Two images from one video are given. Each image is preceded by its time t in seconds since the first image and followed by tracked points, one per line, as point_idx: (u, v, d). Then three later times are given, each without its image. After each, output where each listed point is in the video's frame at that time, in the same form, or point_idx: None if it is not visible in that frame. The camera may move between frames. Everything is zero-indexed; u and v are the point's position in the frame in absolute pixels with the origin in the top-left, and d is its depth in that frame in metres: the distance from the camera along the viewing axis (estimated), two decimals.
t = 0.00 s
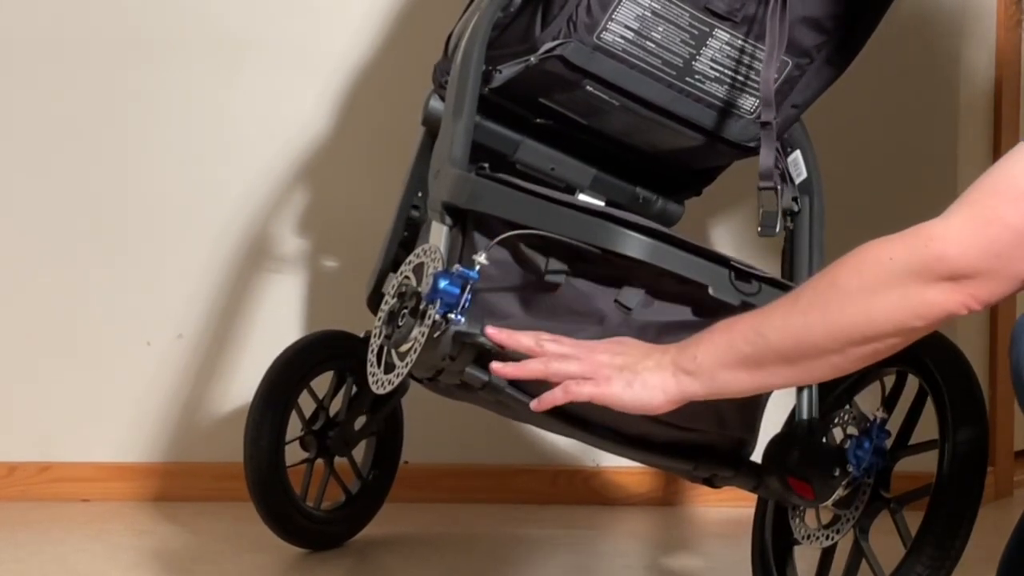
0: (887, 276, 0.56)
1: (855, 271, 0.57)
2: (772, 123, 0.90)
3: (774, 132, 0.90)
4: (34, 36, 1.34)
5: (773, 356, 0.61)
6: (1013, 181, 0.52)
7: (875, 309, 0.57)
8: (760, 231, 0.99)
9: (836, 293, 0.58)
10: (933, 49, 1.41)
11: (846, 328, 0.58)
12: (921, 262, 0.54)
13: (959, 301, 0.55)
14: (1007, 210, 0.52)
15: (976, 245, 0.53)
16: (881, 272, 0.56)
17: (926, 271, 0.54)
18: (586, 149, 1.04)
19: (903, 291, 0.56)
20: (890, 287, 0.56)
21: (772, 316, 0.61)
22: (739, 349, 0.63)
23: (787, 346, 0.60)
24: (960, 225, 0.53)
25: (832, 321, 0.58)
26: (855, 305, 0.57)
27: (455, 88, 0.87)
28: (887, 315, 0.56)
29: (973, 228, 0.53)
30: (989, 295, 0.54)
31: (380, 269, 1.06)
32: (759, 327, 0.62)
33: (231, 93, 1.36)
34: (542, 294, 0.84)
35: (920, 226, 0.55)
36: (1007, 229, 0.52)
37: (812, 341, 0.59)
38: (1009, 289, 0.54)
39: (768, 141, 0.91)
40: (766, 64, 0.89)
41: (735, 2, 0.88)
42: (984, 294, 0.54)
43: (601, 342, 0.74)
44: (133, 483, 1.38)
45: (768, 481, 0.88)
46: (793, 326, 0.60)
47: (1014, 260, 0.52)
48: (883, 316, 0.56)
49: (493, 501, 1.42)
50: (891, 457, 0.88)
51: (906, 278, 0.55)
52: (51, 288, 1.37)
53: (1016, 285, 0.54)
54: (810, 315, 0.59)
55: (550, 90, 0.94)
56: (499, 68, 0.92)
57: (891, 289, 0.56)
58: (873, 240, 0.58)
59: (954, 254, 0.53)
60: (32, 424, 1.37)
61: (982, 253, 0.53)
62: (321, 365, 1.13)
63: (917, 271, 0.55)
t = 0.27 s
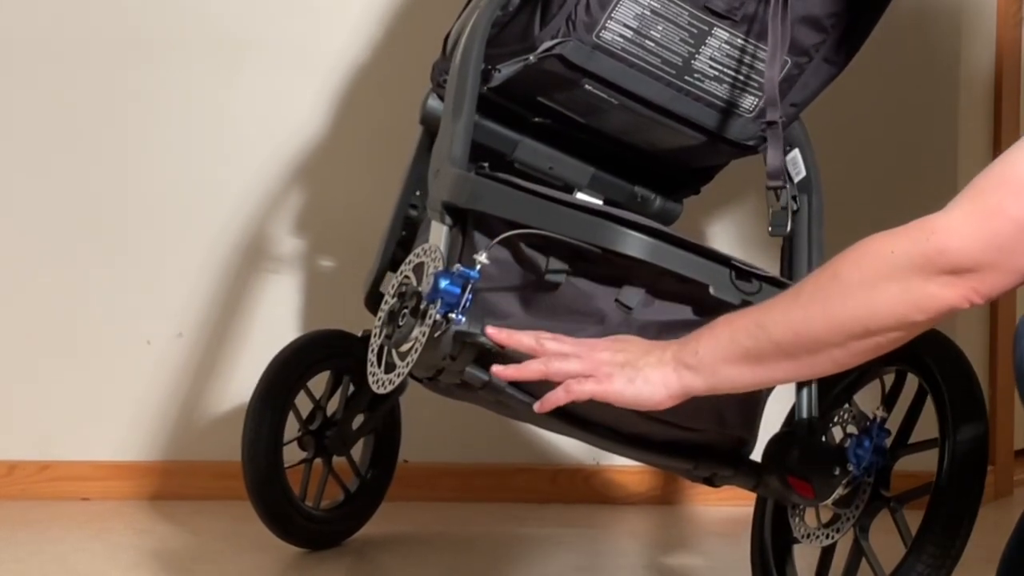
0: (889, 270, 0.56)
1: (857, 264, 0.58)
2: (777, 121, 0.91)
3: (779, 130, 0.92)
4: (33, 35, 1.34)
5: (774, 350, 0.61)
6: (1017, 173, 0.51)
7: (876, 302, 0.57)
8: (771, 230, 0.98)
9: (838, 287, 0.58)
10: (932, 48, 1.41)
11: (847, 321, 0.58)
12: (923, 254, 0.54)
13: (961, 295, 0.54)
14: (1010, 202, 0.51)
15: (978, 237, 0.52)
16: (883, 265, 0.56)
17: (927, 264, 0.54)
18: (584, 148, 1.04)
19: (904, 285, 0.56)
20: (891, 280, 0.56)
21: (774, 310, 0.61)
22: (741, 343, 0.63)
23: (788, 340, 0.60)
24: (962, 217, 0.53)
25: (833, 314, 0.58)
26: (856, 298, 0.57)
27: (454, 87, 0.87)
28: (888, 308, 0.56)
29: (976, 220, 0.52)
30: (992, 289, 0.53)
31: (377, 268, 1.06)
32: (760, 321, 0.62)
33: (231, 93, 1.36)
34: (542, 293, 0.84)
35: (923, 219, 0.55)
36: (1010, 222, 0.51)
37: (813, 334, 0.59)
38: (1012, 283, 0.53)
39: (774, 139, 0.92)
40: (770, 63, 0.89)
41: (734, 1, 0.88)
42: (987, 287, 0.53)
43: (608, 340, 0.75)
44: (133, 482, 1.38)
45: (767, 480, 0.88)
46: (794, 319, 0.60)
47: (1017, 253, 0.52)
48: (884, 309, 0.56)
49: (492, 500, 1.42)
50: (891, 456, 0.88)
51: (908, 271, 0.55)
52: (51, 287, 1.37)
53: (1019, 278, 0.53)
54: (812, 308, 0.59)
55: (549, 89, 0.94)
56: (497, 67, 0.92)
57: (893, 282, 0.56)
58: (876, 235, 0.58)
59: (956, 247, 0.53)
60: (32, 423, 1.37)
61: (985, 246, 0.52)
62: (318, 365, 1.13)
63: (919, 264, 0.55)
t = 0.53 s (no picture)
0: (891, 259, 0.56)
1: (859, 254, 0.58)
2: (775, 120, 0.91)
3: (778, 129, 0.92)
4: (31, 34, 1.34)
5: (774, 340, 0.61)
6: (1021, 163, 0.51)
7: (877, 292, 0.57)
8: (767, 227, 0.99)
9: (839, 276, 0.58)
10: (931, 46, 1.41)
11: (848, 310, 0.58)
12: (926, 244, 0.54)
13: (963, 286, 0.54)
14: (1012, 193, 0.51)
15: (981, 228, 0.52)
16: (885, 255, 0.56)
17: (930, 254, 0.54)
18: (581, 146, 1.04)
19: (906, 275, 0.56)
20: (893, 270, 0.56)
21: (775, 300, 0.61)
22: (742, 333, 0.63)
23: (788, 329, 0.60)
24: (965, 207, 0.53)
25: (834, 304, 0.58)
26: (858, 287, 0.57)
27: (453, 86, 0.86)
28: (890, 298, 0.56)
29: (979, 210, 0.52)
30: (994, 280, 0.53)
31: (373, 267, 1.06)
32: (761, 311, 0.62)
33: (230, 91, 1.36)
34: (542, 293, 0.83)
35: (926, 209, 0.55)
36: (1012, 213, 0.51)
37: (814, 323, 0.59)
38: (1015, 275, 0.53)
39: (772, 138, 0.92)
40: (767, 62, 0.89)
41: None
42: (989, 279, 0.53)
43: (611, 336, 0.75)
44: (133, 481, 1.38)
45: (767, 479, 0.88)
46: (796, 308, 0.60)
47: (1019, 244, 0.52)
48: (886, 299, 0.56)
49: (490, 499, 1.42)
50: (891, 454, 0.88)
51: (910, 261, 0.55)
52: (51, 286, 1.36)
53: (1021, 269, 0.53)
54: (813, 298, 0.59)
55: (546, 88, 0.94)
56: (495, 66, 0.92)
57: (895, 272, 0.56)
58: (879, 225, 0.58)
59: (959, 236, 0.53)
60: (31, 422, 1.37)
61: (987, 236, 0.52)
62: (313, 365, 1.12)
63: (921, 254, 0.55)
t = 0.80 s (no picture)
0: (896, 263, 0.56)
1: (863, 257, 0.57)
2: (771, 120, 0.91)
3: (773, 129, 0.91)
4: (32, 33, 1.34)
5: (779, 343, 0.61)
6: None
7: (882, 295, 0.56)
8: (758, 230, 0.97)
9: (843, 279, 0.58)
10: (931, 46, 1.41)
11: (852, 314, 0.57)
12: (930, 247, 0.54)
13: (967, 289, 0.54)
14: (1016, 196, 0.51)
15: (984, 231, 0.52)
16: (889, 258, 0.56)
17: (934, 257, 0.54)
18: (580, 147, 1.04)
19: (911, 278, 0.55)
20: (898, 273, 0.56)
21: (780, 303, 0.61)
22: (746, 336, 0.63)
23: (793, 332, 0.60)
24: (968, 211, 0.52)
25: (838, 308, 0.58)
26: (863, 290, 0.57)
27: (454, 86, 0.86)
28: (894, 301, 0.56)
29: (982, 214, 0.52)
30: (998, 284, 0.53)
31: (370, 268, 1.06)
32: (766, 315, 0.62)
33: (230, 91, 1.36)
34: (543, 293, 0.83)
35: (930, 212, 0.55)
36: (1016, 216, 0.51)
37: (819, 326, 0.59)
38: (1019, 279, 0.53)
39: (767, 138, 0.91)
40: (765, 63, 0.89)
41: None
42: (993, 283, 0.53)
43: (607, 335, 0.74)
44: (133, 481, 1.38)
45: (768, 478, 0.89)
46: (801, 312, 0.60)
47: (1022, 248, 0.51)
48: (890, 302, 0.56)
49: (490, 500, 1.42)
50: (891, 455, 0.88)
51: (914, 265, 0.55)
52: (51, 286, 1.36)
53: None
54: (817, 301, 0.59)
55: (545, 89, 0.94)
56: (496, 66, 0.92)
57: (899, 275, 0.56)
58: (883, 229, 0.58)
59: (962, 240, 0.52)
60: (32, 422, 1.37)
61: (990, 240, 0.51)
62: (311, 365, 1.11)
63: (925, 257, 0.54)
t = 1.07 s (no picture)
0: (879, 268, 0.55)
1: (844, 262, 0.56)
2: (779, 121, 0.94)
3: (780, 130, 0.95)
4: (32, 34, 1.34)
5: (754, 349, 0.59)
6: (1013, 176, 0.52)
7: (864, 301, 0.56)
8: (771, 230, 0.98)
9: (819, 286, 0.57)
10: (930, 48, 1.42)
11: (833, 320, 0.57)
12: (919, 255, 0.54)
13: (944, 293, 0.55)
14: (1003, 205, 0.52)
15: (972, 239, 0.53)
16: (873, 263, 0.55)
17: (919, 264, 0.54)
18: (578, 149, 1.04)
19: (893, 283, 0.55)
20: (881, 280, 0.55)
21: (755, 305, 0.59)
22: (719, 338, 0.60)
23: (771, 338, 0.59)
24: (955, 218, 0.53)
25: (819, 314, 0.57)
26: (845, 296, 0.56)
27: (457, 86, 0.86)
28: (875, 306, 0.56)
29: (972, 223, 0.53)
30: (975, 288, 0.55)
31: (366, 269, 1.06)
32: (737, 318, 0.59)
33: (230, 92, 1.36)
34: (550, 289, 0.83)
35: (914, 217, 0.55)
36: (1001, 225, 0.52)
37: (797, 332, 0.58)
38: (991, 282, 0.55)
39: (774, 139, 0.96)
40: (770, 65, 0.90)
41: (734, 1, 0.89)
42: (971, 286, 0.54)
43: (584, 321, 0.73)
44: (133, 481, 1.38)
45: (771, 478, 0.88)
46: (778, 315, 0.58)
47: (1002, 255, 0.53)
48: (872, 308, 0.56)
49: (488, 501, 1.42)
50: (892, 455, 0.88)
51: (898, 271, 0.55)
52: (51, 287, 1.36)
53: (1000, 278, 0.54)
54: (790, 307, 0.58)
55: (545, 89, 0.94)
56: (499, 65, 0.92)
57: (883, 281, 0.55)
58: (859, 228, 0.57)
59: (950, 248, 0.53)
60: (32, 422, 1.37)
61: (977, 247, 0.53)
62: (305, 367, 1.11)
63: (907, 263, 0.55)
